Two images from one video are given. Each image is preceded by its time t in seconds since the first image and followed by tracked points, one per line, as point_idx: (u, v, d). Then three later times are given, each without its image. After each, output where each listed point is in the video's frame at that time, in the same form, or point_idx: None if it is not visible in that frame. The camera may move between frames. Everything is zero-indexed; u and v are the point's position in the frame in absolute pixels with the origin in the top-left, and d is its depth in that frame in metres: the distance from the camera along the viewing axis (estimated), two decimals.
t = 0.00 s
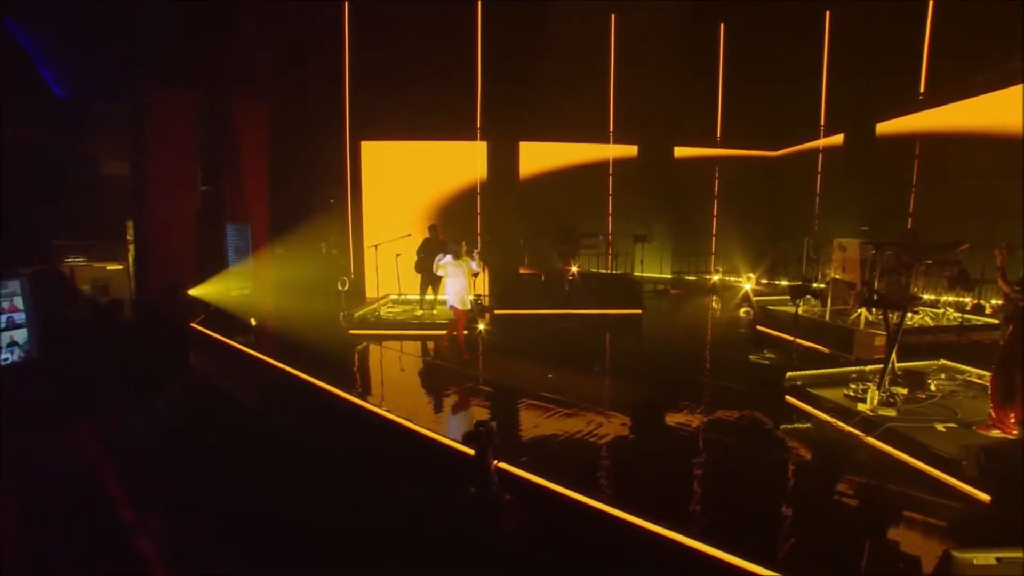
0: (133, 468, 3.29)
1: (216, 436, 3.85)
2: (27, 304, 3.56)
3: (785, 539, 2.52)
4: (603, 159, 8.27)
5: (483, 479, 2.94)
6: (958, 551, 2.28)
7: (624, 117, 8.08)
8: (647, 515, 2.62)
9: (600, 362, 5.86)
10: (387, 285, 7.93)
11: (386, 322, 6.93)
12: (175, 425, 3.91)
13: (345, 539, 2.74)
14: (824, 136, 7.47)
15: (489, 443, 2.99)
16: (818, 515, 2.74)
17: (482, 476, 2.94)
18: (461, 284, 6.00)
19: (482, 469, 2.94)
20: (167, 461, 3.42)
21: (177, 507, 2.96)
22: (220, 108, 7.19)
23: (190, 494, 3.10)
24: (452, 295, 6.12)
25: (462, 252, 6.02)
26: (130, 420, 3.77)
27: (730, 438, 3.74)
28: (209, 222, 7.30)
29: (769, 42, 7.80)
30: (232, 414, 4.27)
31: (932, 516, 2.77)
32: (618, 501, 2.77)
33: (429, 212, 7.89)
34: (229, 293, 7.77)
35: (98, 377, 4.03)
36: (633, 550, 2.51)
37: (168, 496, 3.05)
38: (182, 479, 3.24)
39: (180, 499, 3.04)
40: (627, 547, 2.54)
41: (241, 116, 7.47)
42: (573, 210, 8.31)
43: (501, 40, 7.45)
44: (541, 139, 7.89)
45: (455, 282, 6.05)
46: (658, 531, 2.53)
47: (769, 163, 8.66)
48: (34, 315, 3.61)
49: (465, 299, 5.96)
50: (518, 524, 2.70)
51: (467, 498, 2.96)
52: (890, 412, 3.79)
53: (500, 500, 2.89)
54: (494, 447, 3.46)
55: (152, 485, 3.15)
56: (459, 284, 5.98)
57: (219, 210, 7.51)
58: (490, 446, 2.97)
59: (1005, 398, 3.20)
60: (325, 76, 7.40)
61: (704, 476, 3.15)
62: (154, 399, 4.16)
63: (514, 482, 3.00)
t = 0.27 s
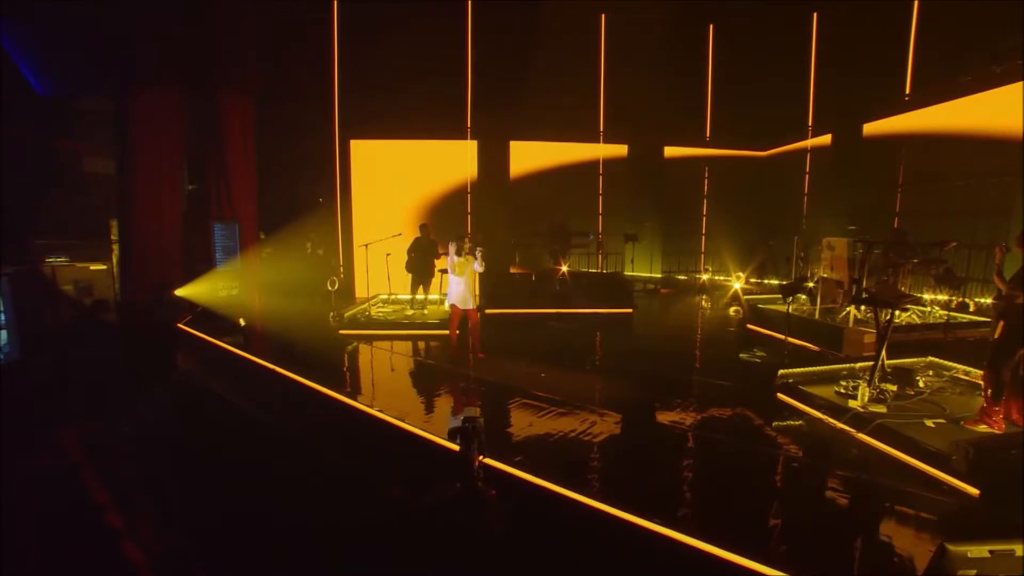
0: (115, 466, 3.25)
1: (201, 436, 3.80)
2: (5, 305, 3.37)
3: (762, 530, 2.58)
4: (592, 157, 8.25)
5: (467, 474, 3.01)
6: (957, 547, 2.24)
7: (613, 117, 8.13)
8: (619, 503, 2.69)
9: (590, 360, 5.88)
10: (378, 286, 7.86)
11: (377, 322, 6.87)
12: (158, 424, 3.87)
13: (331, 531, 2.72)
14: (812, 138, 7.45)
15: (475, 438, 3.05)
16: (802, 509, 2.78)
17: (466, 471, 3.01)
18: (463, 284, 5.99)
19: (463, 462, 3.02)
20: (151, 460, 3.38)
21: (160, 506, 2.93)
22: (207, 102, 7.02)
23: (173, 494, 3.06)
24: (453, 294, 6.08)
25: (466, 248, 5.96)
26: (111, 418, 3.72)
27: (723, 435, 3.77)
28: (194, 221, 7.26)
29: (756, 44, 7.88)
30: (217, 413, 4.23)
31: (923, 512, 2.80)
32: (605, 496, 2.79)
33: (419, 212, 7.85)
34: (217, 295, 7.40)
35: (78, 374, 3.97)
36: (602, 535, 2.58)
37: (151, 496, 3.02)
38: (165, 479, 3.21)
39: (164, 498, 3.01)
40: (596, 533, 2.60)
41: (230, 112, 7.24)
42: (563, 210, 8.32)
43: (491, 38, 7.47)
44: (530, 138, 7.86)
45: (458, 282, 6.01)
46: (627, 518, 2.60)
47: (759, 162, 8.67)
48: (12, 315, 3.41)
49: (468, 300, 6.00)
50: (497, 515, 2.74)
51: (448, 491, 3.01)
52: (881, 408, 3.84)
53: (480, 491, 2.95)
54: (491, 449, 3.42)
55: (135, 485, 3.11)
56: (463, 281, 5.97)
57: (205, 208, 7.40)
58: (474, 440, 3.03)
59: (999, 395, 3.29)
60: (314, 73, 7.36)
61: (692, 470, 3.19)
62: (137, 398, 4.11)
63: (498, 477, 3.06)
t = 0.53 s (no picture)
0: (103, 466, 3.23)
1: (185, 436, 3.73)
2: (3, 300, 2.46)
3: (751, 523, 2.59)
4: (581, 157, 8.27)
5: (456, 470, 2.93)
6: (946, 538, 2.33)
7: (600, 117, 8.17)
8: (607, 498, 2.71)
9: (579, 359, 5.89)
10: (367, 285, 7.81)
11: (366, 322, 6.80)
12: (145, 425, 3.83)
13: (325, 528, 2.71)
14: (798, 138, 7.52)
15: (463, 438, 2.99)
16: (789, 503, 2.81)
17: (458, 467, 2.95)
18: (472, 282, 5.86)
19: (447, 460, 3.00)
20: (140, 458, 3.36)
21: (148, 503, 2.91)
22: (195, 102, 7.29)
23: (162, 492, 3.04)
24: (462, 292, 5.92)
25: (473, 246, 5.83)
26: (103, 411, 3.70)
27: (714, 431, 3.81)
28: (178, 220, 7.16)
29: (741, 45, 7.98)
30: (205, 415, 4.19)
31: (911, 506, 2.84)
32: (593, 491, 2.80)
33: (409, 211, 7.83)
34: (201, 294, 7.58)
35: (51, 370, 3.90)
36: (600, 535, 2.58)
37: (140, 493, 3.00)
38: (153, 477, 3.19)
39: (153, 495, 2.99)
40: (593, 533, 2.61)
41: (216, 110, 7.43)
42: (552, 209, 8.33)
43: (479, 37, 7.47)
44: (519, 137, 7.87)
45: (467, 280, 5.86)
46: (621, 515, 2.61)
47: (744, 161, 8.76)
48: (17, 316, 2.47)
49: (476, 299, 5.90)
50: (485, 513, 2.75)
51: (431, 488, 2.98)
52: (869, 404, 3.90)
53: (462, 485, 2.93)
54: (486, 448, 3.39)
55: (124, 481, 3.09)
56: (473, 282, 5.80)
57: (190, 207, 7.28)
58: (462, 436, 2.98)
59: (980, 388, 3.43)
60: (303, 71, 7.28)
61: (680, 466, 3.22)
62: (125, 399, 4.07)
63: (481, 472, 3.09)
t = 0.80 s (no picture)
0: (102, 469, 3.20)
1: (173, 439, 3.67)
2: None
3: (745, 521, 2.60)
4: (569, 156, 8.29)
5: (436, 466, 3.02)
6: (939, 530, 2.33)
7: (588, 116, 8.17)
8: (602, 496, 2.72)
9: (568, 358, 5.90)
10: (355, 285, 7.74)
11: (354, 322, 6.73)
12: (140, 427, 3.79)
13: (328, 528, 2.68)
14: (784, 138, 7.62)
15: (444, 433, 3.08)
16: (778, 499, 2.84)
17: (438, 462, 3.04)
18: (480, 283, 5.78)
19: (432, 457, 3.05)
20: (138, 461, 3.33)
21: (149, 505, 2.88)
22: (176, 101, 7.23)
23: (162, 493, 3.01)
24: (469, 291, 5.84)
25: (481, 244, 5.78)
26: (99, 410, 3.65)
27: (705, 428, 3.85)
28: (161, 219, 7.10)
29: (729, 46, 8.05)
30: (200, 414, 4.15)
31: (900, 500, 2.89)
32: (587, 489, 2.80)
33: (397, 210, 7.76)
34: (185, 295, 7.49)
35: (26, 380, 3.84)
36: (598, 534, 2.58)
37: (141, 495, 2.98)
38: (152, 478, 3.16)
39: (153, 497, 2.96)
40: (592, 532, 2.61)
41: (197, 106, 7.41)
42: (541, 209, 8.34)
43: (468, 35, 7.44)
44: (508, 136, 7.88)
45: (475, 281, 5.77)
46: (614, 511, 2.62)
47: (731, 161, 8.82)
48: None
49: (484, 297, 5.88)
50: (483, 513, 2.73)
51: (419, 488, 2.97)
52: (858, 400, 3.96)
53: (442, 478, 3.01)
54: (482, 446, 3.38)
55: (122, 485, 3.06)
56: (480, 280, 5.74)
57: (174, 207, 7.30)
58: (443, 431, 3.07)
59: (966, 381, 3.51)
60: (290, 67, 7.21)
61: (671, 463, 3.25)
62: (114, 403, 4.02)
63: (463, 467, 3.17)
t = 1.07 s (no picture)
0: (101, 470, 3.17)
1: (163, 441, 3.62)
2: None
3: (742, 518, 2.63)
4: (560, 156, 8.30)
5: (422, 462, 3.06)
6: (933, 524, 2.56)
7: (578, 116, 8.18)
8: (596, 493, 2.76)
9: (560, 357, 5.93)
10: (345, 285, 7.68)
11: (345, 322, 6.65)
12: (139, 430, 3.76)
13: (330, 527, 2.65)
14: (773, 138, 7.70)
15: (430, 429, 3.14)
16: (767, 494, 2.89)
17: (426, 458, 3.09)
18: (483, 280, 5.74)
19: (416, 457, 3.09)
20: (137, 462, 3.30)
21: (149, 505, 2.84)
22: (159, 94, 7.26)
23: (162, 492, 2.97)
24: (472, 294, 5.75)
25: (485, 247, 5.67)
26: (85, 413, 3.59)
27: (698, 426, 3.89)
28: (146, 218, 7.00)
29: (718, 47, 8.11)
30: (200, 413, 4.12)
31: (890, 494, 2.95)
32: (581, 487, 2.83)
33: (387, 209, 7.73)
34: (172, 295, 7.60)
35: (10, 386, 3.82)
36: (598, 534, 2.58)
37: (142, 494, 2.95)
38: (152, 478, 3.12)
39: (153, 496, 2.93)
40: (591, 532, 2.60)
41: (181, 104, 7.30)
42: (532, 208, 8.35)
43: (458, 34, 7.42)
44: (499, 136, 7.87)
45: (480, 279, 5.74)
46: (608, 509, 2.67)
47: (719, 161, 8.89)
48: None
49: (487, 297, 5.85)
50: (481, 514, 2.72)
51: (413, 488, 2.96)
52: (849, 397, 4.01)
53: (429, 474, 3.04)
54: (479, 445, 3.39)
55: (122, 485, 3.03)
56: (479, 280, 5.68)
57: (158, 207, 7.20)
58: (431, 425, 3.14)
59: (954, 377, 3.58)
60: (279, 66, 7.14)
61: (661, 459, 3.30)
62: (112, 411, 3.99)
63: (449, 463, 3.24)
